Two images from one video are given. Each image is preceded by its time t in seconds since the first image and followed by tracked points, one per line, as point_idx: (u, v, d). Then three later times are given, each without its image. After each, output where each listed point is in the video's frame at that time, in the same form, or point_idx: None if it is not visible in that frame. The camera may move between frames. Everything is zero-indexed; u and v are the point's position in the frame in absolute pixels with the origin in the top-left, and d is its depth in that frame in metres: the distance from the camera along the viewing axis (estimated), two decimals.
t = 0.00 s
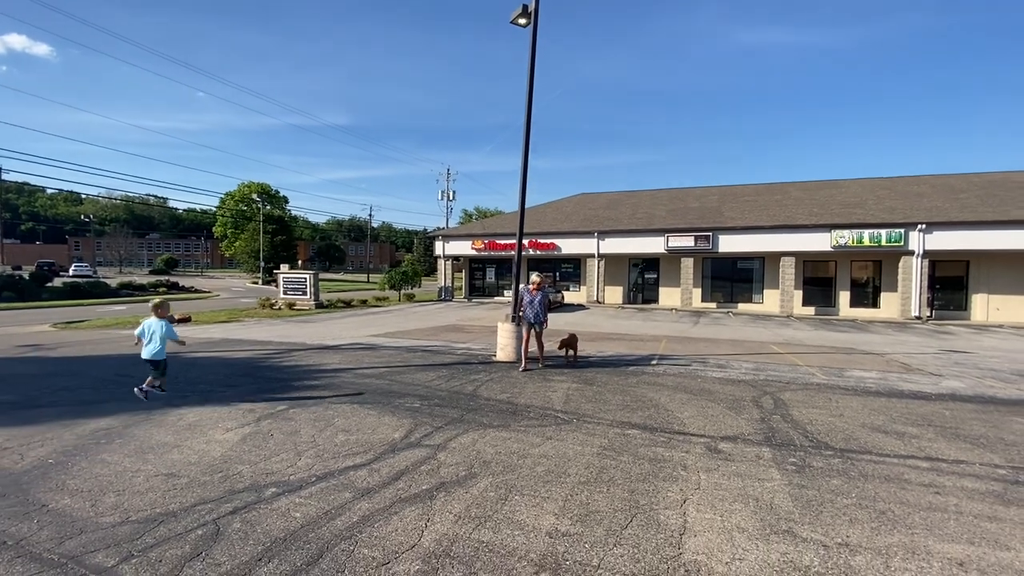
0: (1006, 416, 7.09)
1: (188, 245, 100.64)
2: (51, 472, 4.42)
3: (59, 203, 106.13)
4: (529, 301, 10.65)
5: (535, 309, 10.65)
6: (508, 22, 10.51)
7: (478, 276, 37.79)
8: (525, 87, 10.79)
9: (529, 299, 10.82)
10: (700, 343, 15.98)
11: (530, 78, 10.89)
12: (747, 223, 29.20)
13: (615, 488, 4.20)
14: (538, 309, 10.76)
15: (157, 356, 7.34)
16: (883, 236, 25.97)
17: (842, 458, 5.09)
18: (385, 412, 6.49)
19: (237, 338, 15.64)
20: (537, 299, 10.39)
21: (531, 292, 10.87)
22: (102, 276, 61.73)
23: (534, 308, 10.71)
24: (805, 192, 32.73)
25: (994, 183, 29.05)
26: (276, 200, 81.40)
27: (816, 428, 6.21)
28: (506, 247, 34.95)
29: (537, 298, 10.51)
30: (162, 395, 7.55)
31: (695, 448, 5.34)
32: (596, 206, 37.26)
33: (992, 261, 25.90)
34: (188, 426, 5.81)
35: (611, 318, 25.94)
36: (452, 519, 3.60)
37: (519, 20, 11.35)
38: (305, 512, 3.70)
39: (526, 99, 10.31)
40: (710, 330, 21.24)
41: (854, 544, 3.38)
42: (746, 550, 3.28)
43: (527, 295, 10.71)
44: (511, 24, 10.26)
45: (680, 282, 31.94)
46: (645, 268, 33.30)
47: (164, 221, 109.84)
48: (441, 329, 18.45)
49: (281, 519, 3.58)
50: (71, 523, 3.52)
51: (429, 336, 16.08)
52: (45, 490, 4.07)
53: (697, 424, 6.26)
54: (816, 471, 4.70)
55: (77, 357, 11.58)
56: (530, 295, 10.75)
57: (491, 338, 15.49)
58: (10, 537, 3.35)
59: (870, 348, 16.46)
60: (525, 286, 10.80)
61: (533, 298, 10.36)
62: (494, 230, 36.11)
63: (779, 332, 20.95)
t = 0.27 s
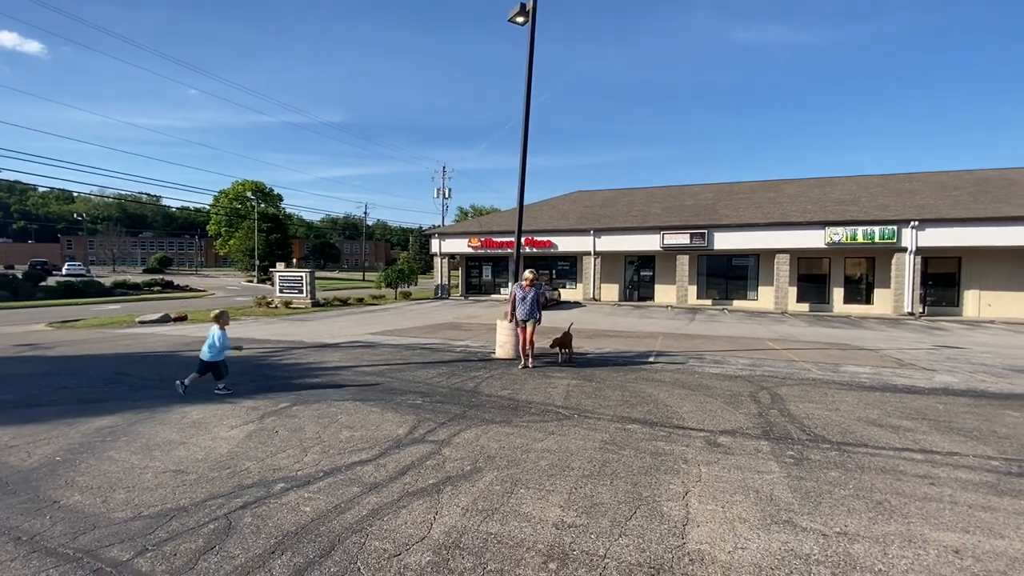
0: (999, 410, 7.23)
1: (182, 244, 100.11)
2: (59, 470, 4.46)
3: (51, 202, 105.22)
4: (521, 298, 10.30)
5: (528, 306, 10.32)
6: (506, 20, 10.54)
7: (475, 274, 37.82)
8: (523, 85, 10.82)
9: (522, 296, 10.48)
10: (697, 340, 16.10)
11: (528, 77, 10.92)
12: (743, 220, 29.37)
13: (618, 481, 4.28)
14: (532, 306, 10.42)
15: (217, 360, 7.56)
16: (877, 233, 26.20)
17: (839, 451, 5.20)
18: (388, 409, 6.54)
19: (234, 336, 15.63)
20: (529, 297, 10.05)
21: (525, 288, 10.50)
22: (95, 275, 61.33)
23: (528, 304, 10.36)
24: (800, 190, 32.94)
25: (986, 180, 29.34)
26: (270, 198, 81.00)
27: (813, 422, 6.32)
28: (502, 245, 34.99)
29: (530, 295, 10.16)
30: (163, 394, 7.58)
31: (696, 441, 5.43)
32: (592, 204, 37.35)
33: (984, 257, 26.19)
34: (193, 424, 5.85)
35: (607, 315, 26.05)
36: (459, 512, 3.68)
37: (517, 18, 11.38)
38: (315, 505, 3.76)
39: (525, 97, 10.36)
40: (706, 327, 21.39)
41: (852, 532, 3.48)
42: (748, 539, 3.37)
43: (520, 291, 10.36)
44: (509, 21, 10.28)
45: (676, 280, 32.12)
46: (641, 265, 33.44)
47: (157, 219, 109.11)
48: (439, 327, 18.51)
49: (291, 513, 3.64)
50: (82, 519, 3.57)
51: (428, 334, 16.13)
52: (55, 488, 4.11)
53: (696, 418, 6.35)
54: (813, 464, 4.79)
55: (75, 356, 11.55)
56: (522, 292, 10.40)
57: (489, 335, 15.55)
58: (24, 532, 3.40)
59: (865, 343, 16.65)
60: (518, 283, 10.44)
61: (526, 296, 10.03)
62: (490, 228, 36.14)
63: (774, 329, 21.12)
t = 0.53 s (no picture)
0: (989, 405, 7.38)
1: (176, 242, 99.62)
2: (66, 467, 4.51)
3: (43, 200, 104.38)
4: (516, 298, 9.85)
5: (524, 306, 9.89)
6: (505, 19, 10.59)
7: (471, 272, 37.87)
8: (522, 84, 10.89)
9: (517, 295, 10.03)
10: (694, 337, 16.25)
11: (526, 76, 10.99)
12: (738, 218, 29.53)
13: (619, 474, 4.36)
14: (528, 305, 9.99)
15: (274, 344, 8.72)
16: (871, 230, 26.41)
17: (834, 445, 5.31)
18: (390, 406, 6.61)
19: (232, 335, 15.63)
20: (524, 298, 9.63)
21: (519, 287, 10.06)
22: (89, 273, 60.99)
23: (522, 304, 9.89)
24: (795, 187, 33.15)
25: (978, 178, 29.63)
26: (266, 196, 80.71)
27: (809, 417, 6.43)
28: (499, 243, 35.04)
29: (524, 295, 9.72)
30: (165, 392, 7.61)
31: (694, 436, 5.52)
32: (589, 202, 37.46)
33: (976, 255, 26.46)
34: (196, 421, 5.89)
35: (604, 313, 26.16)
36: (465, 505, 3.75)
37: (515, 17, 11.43)
38: (322, 500, 3.82)
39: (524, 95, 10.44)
40: (702, 324, 21.54)
41: (847, 523, 3.58)
42: (747, 530, 3.47)
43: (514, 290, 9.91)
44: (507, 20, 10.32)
45: (672, 277, 32.27)
46: (637, 263, 33.57)
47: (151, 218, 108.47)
48: (437, 325, 18.57)
49: (299, 508, 3.70)
50: (93, 515, 3.62)
51: (426, 332, 16.19)
52: (63, 484, 4.16)
53: (694, 414, 6.45)
54: (808, 458, 4.90)
55: (73, 355, 11.55)
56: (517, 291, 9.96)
57: (487, 333, 15.62)
58: (37, 528, 3.46)
59: (859, 340, 16.84)
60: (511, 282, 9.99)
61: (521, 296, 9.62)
62: (487, 226, 36.18)
63: (769, 326, 21.30)
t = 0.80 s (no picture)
0: (982, 401, 7.50)
1: (173, 241, 99.38)
2: (74, 464, 4.57)
3: (39, 198, 103.94)
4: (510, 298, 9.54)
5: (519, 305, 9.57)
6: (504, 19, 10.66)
7: (470, 271, 37.93)
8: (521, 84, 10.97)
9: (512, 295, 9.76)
10: (691, 336, 16.36)
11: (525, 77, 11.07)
12: (736, 217, 29.67)
13: (619, 470, 4.45)
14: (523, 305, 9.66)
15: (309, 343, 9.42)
16: (867, 229, 26.57)
17: (829, 440, 5.41)
18: (392, 404, 6.68)
19: (232, 334, 15.68)
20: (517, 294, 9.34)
21: (514, 286, 9.79)
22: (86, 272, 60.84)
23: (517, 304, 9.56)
24: (792, 187, 33.32)
25: (974, 178, 29.82)
26: (263, 195, 80.60)
27: (805, 414, 6.53)
28: (497, 242, 35.10)
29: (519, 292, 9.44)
30: (168, 390, 7.68)
31: (692, 433, 5.62)
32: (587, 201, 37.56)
33: (972, 253, 26.65)
34: (201, 419, 5.96)
35: (602, 311, 26.26)
36: (468, 500, 3.83)
37: (514, 17, 11.51)
38: (328, 495, 3.90)
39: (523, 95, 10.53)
40: (700, 323, 21.67)
41: (841, 516, 3.67)
42: (744, 522, 3.56)
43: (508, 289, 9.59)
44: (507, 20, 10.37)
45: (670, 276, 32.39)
46: (635, 262, 33.69)
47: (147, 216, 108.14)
48: (436, 324, 18.65)
49: (306, 502, 3.78)
50: (103, 510, 3.69)
51: (425, 331, 16.27)
52: (73, 480, 4.23)
53: (692, 411, 6.54)
54: (804, 453, 5.00)
55: (74, 354, 11.59)
56: (512, 290, 9.69)
57: (487, 332, 15.71)
58: (50, 522, 3.53)
59: (855, 338, 16.98)
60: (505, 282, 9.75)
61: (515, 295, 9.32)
62: (485, 225, 36.24)
63: (767, 325, 21.43)
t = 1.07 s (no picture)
0: (975, 398, 7.63)
1: (174, 240, 99.44)
2: (86, 459, 4.69)
3: (39, 197, 103.96)
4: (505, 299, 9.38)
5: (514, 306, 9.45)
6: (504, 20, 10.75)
7: (470, 270, 38.04)
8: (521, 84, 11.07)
9: (506, 295, 9.60)
10: (690, 334, 16.49)
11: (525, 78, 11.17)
12: (735, 216, 29.77)
13: (618, 464, 4.57)
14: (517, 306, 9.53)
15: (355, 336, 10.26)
16: (866, 228, 26.67)
17: (823, 436, 5.53)
18: (395, 401, 6.80)
19: (235, 333, 15.78)
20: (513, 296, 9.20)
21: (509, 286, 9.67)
22: (88, 271, 60.94)
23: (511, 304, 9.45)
24: (791, 186, 33.43)
25: (972, 177, 29.93)
26: (264, 194, 80.69)
27: (801, 411, 6.65)
28: (497, 241, 35.19)
29: (516, 293, 9.32)
30: (174, 388, 7.79)
31: (689, 428, 5.74)
32: (587, 200, 37.66)
33: (970, 252, 26.76)
34: (208, 416, 6.08)
35: (602, 310, 26.39)
36: (471, 492, 3.95)
37: (514, 18, 11.60)
38: (335, 488, 4.01)
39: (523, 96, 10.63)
40: (699, 321, 21.80)
41: (832, 507, 3.79)
42: (739, 513, 3.68)
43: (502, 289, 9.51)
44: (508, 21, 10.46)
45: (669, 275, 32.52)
46: (635, 261, 33.79)
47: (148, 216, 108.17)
48: (437, 323, 18.76)
49: (313, 495, 3.89)
50: (118, 502, 3.81)
51: (426, 329, 16.40)
52: (86, 474, 4.35)
53: (690, 408, 6.66)
54: (798, 448, 5.12)
55: (79, 353, 11.70)
56: (506, 291, 9.53)
57: (487, 331, 15.83)
58: (67, 513, 3.65)
59: (853, 337, 17.11)
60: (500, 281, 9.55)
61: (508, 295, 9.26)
62: (486, 224, 36.34)
63: (766, 323, 21.55)
